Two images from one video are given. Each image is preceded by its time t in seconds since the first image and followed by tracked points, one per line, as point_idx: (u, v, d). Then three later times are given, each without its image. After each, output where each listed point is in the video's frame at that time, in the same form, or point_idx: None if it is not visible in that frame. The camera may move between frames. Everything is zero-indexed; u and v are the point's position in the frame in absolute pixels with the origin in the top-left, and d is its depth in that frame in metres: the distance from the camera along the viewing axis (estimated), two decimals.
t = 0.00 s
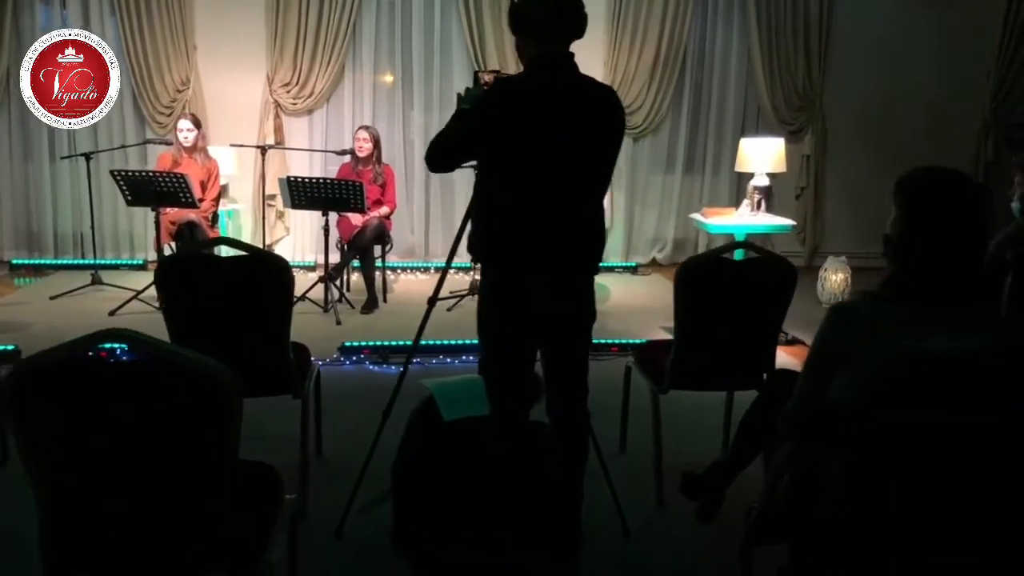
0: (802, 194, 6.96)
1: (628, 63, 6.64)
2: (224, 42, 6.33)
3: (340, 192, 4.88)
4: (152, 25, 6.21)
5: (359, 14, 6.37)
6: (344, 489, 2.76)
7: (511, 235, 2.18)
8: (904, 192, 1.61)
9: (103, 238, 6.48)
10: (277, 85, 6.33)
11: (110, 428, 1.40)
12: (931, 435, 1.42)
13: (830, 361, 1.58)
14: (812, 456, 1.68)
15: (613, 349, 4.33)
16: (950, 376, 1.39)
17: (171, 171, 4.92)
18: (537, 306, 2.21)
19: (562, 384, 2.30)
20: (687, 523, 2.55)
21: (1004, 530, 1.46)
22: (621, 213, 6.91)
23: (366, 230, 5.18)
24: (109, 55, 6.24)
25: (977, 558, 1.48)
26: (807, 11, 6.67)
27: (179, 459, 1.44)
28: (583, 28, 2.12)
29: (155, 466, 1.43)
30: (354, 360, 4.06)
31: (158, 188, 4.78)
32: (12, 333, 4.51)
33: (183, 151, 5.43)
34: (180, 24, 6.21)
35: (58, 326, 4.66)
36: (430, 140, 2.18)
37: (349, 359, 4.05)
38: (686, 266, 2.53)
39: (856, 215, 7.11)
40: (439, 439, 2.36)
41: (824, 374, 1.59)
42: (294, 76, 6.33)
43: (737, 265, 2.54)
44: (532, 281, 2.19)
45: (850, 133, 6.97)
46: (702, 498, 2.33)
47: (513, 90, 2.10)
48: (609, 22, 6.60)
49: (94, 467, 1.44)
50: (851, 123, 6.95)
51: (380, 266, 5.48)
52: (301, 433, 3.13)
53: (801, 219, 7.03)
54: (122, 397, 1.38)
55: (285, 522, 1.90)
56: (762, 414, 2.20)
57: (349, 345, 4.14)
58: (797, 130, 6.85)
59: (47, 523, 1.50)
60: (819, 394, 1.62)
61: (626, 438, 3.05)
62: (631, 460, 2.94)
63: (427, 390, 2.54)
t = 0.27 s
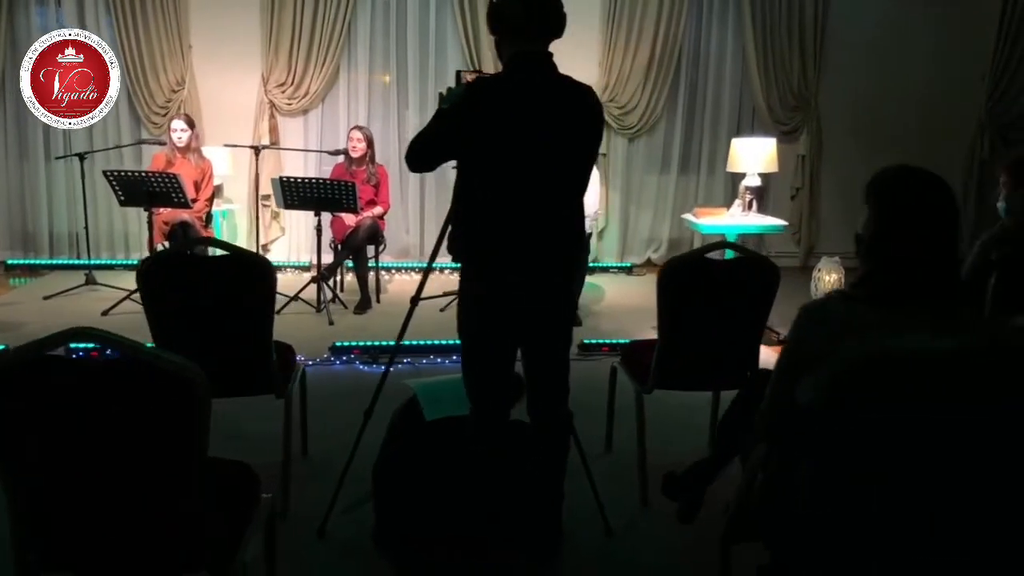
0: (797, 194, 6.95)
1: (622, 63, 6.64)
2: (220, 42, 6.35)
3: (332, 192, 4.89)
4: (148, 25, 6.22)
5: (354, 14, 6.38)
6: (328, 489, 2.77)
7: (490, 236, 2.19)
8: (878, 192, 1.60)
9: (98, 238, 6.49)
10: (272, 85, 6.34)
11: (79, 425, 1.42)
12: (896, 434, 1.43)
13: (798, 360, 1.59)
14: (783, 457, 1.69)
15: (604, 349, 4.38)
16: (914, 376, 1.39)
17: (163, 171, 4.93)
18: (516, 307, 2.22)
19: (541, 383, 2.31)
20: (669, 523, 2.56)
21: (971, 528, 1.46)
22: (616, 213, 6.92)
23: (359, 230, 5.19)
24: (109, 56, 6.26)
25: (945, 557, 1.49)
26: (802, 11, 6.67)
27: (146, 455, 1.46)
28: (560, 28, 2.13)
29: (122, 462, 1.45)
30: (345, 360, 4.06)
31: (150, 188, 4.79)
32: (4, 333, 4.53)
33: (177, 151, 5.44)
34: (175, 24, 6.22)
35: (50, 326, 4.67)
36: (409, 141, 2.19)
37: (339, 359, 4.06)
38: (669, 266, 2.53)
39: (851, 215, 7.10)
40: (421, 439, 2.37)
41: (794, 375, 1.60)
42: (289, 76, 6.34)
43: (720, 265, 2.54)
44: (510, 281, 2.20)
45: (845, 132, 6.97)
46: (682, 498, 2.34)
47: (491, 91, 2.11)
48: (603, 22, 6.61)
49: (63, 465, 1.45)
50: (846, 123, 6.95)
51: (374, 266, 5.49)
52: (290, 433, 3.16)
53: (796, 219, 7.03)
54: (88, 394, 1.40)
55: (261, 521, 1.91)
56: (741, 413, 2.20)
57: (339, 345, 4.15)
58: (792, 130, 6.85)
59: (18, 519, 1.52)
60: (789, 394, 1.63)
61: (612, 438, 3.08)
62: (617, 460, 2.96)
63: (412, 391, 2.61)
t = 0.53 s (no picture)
0: (794, 194, 6.95)
1: (618, 63, 6.64)
2: (216, 42, 6.36)
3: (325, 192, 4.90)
4: (144, 25, 6.23)
5: (349, 14, 6.38)
6: (313, 487, 2.78)
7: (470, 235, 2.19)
8: (849, 193, 1.61)
9: (94, 238, 6.51)
10: (268, 85, 6.34)
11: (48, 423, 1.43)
12: (862, 434, 1.43)
13: (770, 362, 1.60)
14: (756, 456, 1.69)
15: (595, 349, 4.38)
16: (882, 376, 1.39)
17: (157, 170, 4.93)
18: (498, 306, 2.22)
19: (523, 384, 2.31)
20: (652, 523, 2.56)
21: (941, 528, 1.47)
22: (612, 213, 6.92)
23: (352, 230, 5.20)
24: (109, 56, 6.27)
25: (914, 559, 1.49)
26: (798, 11, 6.66)
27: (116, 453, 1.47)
28: (541, 29, 2.14)
29: (91, 459, 1.47)
30: (336, 360, 4.06)
31: (144, 188, 4.79)
32: None
33: (171, 151, 5.45)
34: (171, 25, 6.23)
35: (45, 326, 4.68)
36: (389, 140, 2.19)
37: (330, 358, 4.06)
38: (652, 266, 2.53)
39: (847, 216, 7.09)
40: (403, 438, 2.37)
41: (765, 373, 1.60)
42: (284, 77, 6.34)
43: (704, 264, 2.54)
44: (491, 282, 2.20)
45: (841, 133, 6.96)
46: (663, 497, 2.34)
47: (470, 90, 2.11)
48: (599, 22, 6.61)
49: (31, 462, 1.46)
50: (842, 124, 6.94)
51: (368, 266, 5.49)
52: (279, 432, 3.18)
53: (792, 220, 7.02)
54: (56, 392, 1.42)
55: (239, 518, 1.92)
56: (721, 413, 2.21)
57: (331, 344, 4.15)
58: (788, 131, 6.84)
59: None
60: (762, 393, 1.63)
61: (599, 438, 3.09)
62: (603, 460, 2.97)
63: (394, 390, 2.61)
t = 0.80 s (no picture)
0: (791, 194, 6.94)
1: (615, 63, 6.65)
2: (214, 42, 6.38)
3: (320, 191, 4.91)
4: (141, 25, 6.26)
5: (346, 14, 6.40)
6: (300, 484, 2.80)
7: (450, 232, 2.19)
8: (821, 190, 1.62)
9: (92, 237, 6.53)
10: (265, 85, 6.36)
11: (21, 416, 1.45)
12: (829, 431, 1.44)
13: (741, 358, 1.60)
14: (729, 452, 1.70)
15: (587, 349, 4.38)
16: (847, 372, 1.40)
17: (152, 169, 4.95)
18: (479, 303, 2.23)
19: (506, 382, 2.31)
20: (635, 521, 2.57)
21: (910, 524, 1.47)
22: (609, 212, 6.93)
23: (347, 229, 5.22)
24: (109, 56, 6.29)
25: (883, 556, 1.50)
26: (795, 10, 6.66)
27: (88, 448, 1.48)
28: (521, 28, 2.15)
29: (63, 453, 1.48)
30: (328, 358, 4.08)
31: (139, 187, 4.81)
32: None
33: (167, 151, 5.47)
34: (169, 24, 6.25)
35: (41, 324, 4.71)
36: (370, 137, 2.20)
37: (322, 357, 4.08)
38: (637, 264, 2.53)
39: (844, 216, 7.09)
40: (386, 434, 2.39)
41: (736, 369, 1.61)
42: (281, 76, 6.36)
43: (688, 263, 2.54)
44: (473, 281, 2.20)
45: (838, 132, 6.95)
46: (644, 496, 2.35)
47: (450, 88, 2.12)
48: (596, 22, 6.62)
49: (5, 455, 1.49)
50: (839, 123, 6.93)
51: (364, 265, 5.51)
52: (270, 430, 3.21)
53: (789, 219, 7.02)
54: (28, 386, 1.43)
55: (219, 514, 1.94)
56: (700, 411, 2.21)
57: (324, 342, 4.17)
58: (786, 130, 6.84)
59: None
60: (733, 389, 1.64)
61: (586, 436, 3.11)
62: (590, 458, 3.00)
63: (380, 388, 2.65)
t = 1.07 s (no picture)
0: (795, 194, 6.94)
1: (618, 63, 6.65)
2: (218, 42, 6.41)
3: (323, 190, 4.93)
4: (145, 25, 6.29)
5: (350, 14, 6.42)
6: (298, 483, 2.82)
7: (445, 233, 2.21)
8: (809, 189, 1.63)
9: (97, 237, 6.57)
10: (269, 85, 6.38)
11: (16, 415, 1.47)
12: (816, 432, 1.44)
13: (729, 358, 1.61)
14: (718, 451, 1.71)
15: (587, 348, 4.39)
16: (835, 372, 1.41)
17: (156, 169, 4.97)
18: (475, 304, 2.24)
19: (501, 382, 2.32)
20: (632, 523, 2.58)
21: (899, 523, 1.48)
22: (612, 213, 6.94)
23: (350, 228, 5.23)
24: (109, 56, 6.34)
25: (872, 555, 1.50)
26: (798, 10, 6.65)
27: (82, 444, 1.50)
28: (515, 29, 2.16)
29: (58, 448, 1.50)
30: (328, 357, 4.09)
31: (143, 186, 4.84)
32: None
33: (171, 150, 5.50)
34: (173, 25, 6.29)
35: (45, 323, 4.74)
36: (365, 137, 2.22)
37: (323, 356, 4.09)
38: (632, 263, 2.55)
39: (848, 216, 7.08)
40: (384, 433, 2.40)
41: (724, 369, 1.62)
42: (285, 76, 6.38)
43: (682, 262, 2.55)
44: (468, 280, 2.21)
45: (841, 132, 6.94)
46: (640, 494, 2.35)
47: (444, 88, 2.14)
48: (599, 23, 6.63)
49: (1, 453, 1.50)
50: (842, 123, 6.92)
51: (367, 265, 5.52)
52: (269, 428, 3.24)
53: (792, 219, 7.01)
54: (23, 385, 1.45)
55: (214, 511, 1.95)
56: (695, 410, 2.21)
57: (325, 341, 4.19)
58: (790, 130, 6.83)
59: None
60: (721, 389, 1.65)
61: (584, 435, 3.13)
62: (586, 457, 3.02)
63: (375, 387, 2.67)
